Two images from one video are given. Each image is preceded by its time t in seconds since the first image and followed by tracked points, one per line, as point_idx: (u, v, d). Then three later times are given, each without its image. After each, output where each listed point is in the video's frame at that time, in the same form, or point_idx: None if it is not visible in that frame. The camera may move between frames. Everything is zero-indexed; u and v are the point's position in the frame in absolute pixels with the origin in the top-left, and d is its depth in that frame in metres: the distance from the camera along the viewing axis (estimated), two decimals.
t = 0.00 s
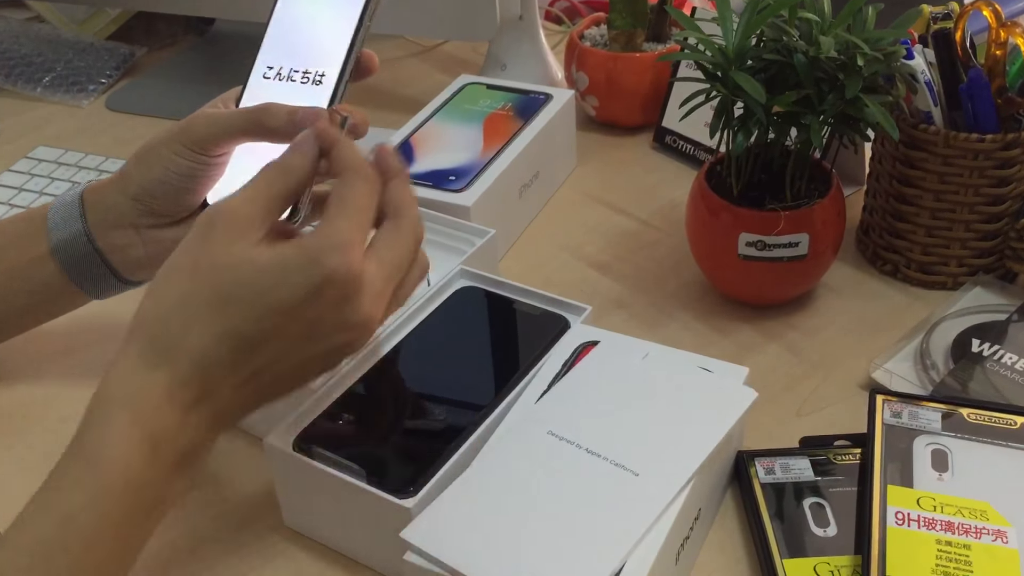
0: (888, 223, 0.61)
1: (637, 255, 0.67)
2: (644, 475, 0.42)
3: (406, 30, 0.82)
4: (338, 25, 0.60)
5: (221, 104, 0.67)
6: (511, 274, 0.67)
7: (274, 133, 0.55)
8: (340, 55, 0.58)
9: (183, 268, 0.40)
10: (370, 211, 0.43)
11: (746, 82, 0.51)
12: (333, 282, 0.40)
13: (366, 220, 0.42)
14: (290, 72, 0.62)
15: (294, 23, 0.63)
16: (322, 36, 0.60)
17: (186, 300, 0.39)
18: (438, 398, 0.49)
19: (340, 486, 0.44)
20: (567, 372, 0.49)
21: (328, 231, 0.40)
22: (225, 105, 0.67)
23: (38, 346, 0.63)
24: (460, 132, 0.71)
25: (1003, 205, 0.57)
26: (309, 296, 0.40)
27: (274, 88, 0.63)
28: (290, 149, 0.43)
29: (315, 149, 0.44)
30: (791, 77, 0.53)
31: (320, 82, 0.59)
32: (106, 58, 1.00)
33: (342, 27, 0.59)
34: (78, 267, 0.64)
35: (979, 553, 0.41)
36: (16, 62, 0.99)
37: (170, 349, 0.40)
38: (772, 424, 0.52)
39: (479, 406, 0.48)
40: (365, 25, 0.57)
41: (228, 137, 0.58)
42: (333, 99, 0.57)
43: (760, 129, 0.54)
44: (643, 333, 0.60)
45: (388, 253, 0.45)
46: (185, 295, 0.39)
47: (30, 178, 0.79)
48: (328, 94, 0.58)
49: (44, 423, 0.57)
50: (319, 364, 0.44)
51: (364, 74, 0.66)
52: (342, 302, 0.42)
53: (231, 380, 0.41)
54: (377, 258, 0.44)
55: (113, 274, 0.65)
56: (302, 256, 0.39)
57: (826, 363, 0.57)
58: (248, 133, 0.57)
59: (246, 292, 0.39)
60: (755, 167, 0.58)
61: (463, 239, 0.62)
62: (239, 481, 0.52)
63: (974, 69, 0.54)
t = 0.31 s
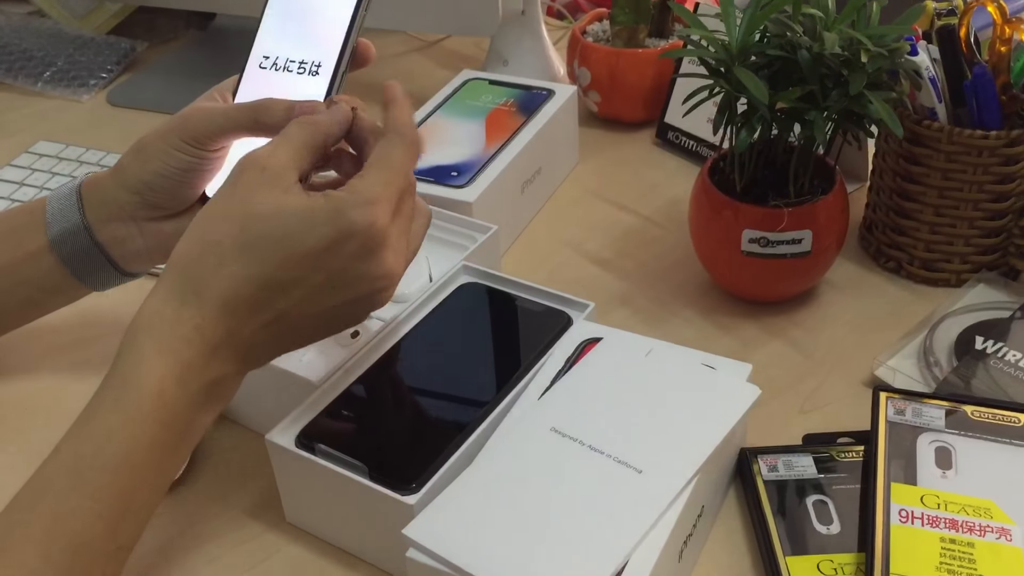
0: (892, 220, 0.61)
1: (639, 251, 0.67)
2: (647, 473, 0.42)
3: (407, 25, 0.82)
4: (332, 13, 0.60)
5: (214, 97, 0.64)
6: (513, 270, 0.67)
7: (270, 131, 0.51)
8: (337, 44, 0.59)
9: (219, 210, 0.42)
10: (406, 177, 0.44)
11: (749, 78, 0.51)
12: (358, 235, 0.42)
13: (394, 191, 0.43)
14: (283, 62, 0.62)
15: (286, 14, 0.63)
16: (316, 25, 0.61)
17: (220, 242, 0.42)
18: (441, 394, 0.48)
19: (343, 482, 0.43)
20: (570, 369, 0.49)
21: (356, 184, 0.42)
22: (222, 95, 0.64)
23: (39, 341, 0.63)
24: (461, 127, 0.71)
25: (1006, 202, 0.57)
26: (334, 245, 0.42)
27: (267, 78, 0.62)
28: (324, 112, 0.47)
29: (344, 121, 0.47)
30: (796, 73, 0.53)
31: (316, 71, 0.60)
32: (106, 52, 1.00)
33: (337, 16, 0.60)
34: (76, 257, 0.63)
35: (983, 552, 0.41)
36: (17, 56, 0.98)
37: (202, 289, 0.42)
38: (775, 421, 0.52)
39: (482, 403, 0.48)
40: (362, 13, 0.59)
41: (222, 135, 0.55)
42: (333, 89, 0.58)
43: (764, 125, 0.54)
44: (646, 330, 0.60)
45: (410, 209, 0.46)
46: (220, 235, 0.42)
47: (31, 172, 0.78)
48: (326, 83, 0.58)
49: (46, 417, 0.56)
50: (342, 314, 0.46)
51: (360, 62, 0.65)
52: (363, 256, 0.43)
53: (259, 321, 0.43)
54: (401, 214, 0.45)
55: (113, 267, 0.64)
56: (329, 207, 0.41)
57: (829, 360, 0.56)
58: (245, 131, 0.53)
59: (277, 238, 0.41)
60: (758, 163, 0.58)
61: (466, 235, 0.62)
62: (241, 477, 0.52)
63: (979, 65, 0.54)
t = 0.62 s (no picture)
0: (895, 217, 0.61)
1: (640, 248, 0.67)
2: (649, 471, 0.42)
3: (407, 21, 0.82)
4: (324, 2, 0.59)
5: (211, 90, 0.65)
6: (514, 266, 0.66)
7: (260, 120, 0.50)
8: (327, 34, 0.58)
9: (218, 193, 0.41)
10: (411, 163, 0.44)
11: (753, 74, 0.51)
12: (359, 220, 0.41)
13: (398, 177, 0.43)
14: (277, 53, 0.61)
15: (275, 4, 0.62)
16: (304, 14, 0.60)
17: (219, 228, 0.41)
18: (442, 390, 0.48)
19: (344, 479, 0.43)
20: (572, 366, 0.49)
21: (361, 167, 0.42)
22: (216, 87, 0.66)
23: (38, 337, 0.63)
24: (463, 123, 0.71)
25: (1010, 199, 0.57)
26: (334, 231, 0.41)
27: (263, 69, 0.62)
28: (313, 99, 0.46)
29: (331, 108, 0.46)
30: (799, 68, 0.53)
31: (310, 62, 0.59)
32: (106, 47, 0.99)
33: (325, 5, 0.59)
34: (72, 252, 0.63)
35: (986, 549, 0.41)
36: (16, 51, 0.98)
37: (201, 275, 0.41)
38: (778, 418, 0.52)
39: (483, 400, 0.48)
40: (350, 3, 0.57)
41: (213, 125, 0.54)
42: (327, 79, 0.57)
43: (767, 121, 0.53)
44: (647, 326, 0.60)
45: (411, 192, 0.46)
46: (222, 221, 0.41)
47: (30, 168, 0.78)
48: (318, 76, 0.58)
49: (45, 413, 0.56)
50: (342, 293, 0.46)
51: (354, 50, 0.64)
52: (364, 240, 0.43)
53: (260, 312, 0.43)
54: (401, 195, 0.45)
55: (110, 261, 0.64)
56: (330, 190, 0.41)
57: (831, 357, 0.56)
58: (237, 122, 0.52)
59: (278, 224, 0.41)
60: (761, 159, 0.58)
61: (467, 231, 0.62)
62: (241, 474, 0.51)
63: (983, 61, 0.54)
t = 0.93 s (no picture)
0: (896, 215, 0.61)
1: (641, 246, 0.67)
2: (651, 470, 0.42)
3: (408, 19, 0.82)
4: None
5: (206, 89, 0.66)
6: (516, 265, 0.66)
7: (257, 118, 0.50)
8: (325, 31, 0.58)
9: (204, 194, 0.42)
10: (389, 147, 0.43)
11: (754, 73, 0.51)
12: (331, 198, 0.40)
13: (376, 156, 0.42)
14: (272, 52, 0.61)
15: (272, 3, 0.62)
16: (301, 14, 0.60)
17: (219, 227, 0.41)
18: (443, 389, 0.48)
19: (345, 479, 0.43)
20: (573, 365, 0.49)
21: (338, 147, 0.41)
22: (212, 86, 0.66)
23: (39, 336, 0.63)
24: (464, 122, 0.71)
25: (1011, 198, 0.56)
26: (313, 209, 0.40)
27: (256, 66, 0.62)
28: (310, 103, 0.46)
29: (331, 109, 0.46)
30: (801, 67, 0.53)
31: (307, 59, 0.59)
32: (106, 45, 0.99)
33: (323, 5, 0.59)
34: (71, 253, 0.63)
35: (988, 548, 0.41)
36: (16, 50, 0.98)
37: (193, 271, 0.41)
38: (779, 417, 0.52)
39: (484, 399, 0.48)
40: None
41: (211, 126, 0.54)
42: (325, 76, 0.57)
43: (768, 120, 0.53)
44: (648, 325, 0.60)
45: (396, 180, 0.45)
46: (210, 217, 0.41)
47: (30, 166, 0.78)
48: (317, 73, 0.58)
49: (45, 413, 0.56)
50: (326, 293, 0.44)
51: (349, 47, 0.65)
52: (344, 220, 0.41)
53: (260, 311, 0.43)
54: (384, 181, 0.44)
55: (110, 263, 0.64)
56: (307, 169, 0.40)
57: (832, 356, 0.56)
58: (233, 119, 0.52)
59: (259, 212, 0.41)
60: (762, 158, 0.58)
61: (468, 230, 0.62)
62: (242, 473, 0.51)
63: (985, 59, 0.54)
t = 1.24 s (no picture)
0: (896, 215, 0.61)
1: (642, 246, 0.67)
2: (650, 470, 0.42)
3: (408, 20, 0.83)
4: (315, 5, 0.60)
5: (202, 95, 0.65)
6: (516, 265, 0.66)
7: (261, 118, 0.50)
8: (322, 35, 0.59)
9: (196, 196, 0.42)
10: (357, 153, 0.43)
11: (753, 71, 0.51)
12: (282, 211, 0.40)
13: (334, 166, 0.42)
14: (269, 56, 0.62)
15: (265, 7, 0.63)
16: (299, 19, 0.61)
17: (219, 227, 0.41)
18: (443, 389, 0.48)
19: (345, 478, 0.43)
20: (573, 364, 0.49)
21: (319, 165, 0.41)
22: (208, 92, 0.65)
23: (41, 337, 0.63)
24: (464, 122, 0.71)
25: (1011, 197, 0.56)
26: (270, 221, 0.40)
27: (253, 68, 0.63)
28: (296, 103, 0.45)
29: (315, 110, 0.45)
30: (800, 67, 0.53)
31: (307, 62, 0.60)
32: (107, 47, 0.99)
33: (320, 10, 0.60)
34: (71, 261, 0.63)
35: (987, 547, 0.41)
36: (16, 51, 0.98)
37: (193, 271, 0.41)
38: (779, 416, 0.52)
39: (484, 399, 0.48)
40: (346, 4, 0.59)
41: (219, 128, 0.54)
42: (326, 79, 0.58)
43: (768, 119, 0.53)
44: (648, 324, 0.60)
45: (365, 188, 0.44)
46: (201, 216, 0.41)
47: (31, 167, 0.78)
48: (318, 75, 0.59)
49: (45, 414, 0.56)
50: (300, 302, 0.44)
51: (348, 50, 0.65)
52: (302, 230, 0.41)
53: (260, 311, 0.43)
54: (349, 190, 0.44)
55: (108, 270, 0.64)
56: (264, 181, 0.40)
57: (832, 355, 0.56)
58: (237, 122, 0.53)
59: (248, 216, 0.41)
60: (763, 157, 0.58)
61: (468, 230, 0.62)
62: (244, 473, 0.52)
63: (984, 59, 0.54)
